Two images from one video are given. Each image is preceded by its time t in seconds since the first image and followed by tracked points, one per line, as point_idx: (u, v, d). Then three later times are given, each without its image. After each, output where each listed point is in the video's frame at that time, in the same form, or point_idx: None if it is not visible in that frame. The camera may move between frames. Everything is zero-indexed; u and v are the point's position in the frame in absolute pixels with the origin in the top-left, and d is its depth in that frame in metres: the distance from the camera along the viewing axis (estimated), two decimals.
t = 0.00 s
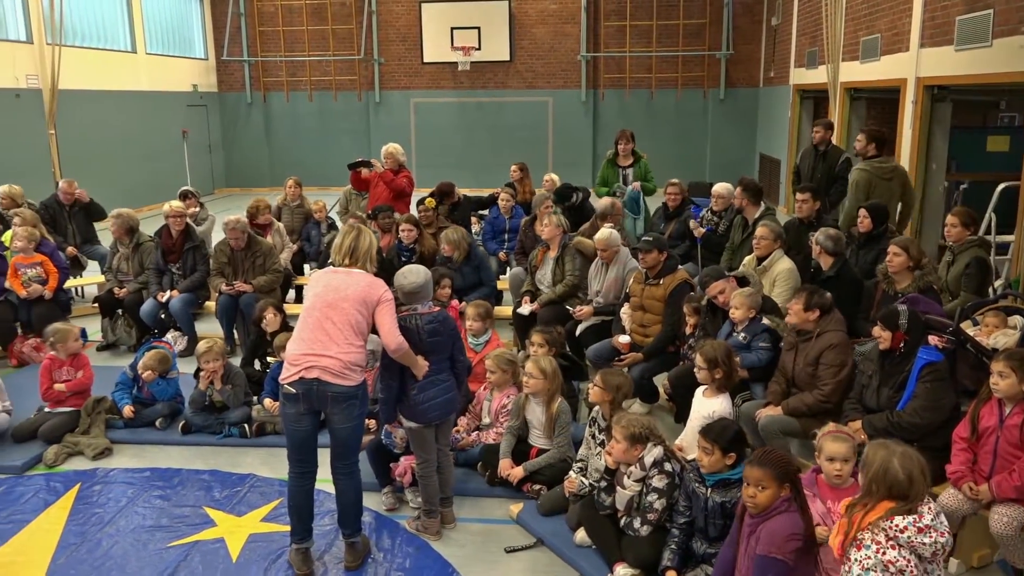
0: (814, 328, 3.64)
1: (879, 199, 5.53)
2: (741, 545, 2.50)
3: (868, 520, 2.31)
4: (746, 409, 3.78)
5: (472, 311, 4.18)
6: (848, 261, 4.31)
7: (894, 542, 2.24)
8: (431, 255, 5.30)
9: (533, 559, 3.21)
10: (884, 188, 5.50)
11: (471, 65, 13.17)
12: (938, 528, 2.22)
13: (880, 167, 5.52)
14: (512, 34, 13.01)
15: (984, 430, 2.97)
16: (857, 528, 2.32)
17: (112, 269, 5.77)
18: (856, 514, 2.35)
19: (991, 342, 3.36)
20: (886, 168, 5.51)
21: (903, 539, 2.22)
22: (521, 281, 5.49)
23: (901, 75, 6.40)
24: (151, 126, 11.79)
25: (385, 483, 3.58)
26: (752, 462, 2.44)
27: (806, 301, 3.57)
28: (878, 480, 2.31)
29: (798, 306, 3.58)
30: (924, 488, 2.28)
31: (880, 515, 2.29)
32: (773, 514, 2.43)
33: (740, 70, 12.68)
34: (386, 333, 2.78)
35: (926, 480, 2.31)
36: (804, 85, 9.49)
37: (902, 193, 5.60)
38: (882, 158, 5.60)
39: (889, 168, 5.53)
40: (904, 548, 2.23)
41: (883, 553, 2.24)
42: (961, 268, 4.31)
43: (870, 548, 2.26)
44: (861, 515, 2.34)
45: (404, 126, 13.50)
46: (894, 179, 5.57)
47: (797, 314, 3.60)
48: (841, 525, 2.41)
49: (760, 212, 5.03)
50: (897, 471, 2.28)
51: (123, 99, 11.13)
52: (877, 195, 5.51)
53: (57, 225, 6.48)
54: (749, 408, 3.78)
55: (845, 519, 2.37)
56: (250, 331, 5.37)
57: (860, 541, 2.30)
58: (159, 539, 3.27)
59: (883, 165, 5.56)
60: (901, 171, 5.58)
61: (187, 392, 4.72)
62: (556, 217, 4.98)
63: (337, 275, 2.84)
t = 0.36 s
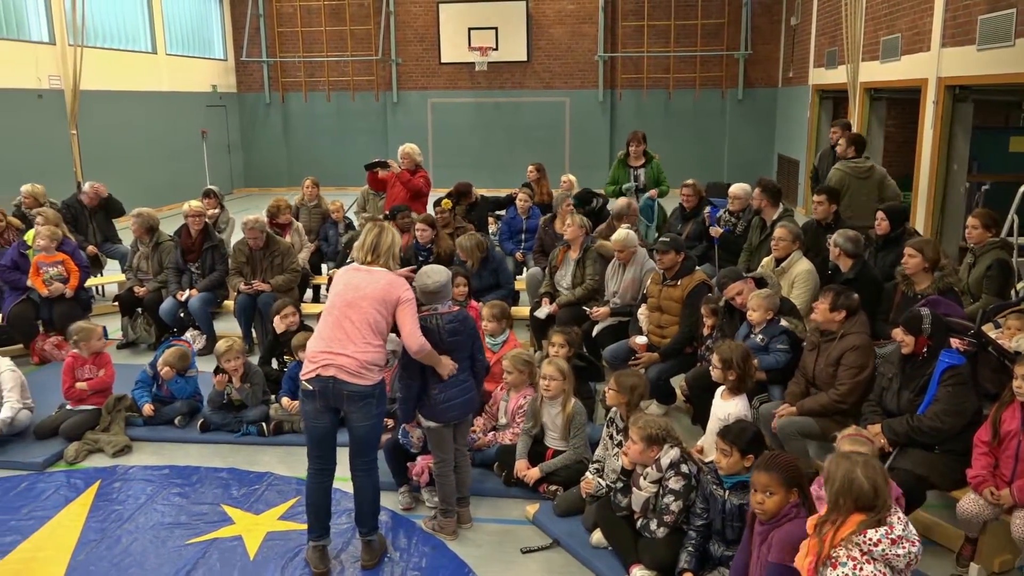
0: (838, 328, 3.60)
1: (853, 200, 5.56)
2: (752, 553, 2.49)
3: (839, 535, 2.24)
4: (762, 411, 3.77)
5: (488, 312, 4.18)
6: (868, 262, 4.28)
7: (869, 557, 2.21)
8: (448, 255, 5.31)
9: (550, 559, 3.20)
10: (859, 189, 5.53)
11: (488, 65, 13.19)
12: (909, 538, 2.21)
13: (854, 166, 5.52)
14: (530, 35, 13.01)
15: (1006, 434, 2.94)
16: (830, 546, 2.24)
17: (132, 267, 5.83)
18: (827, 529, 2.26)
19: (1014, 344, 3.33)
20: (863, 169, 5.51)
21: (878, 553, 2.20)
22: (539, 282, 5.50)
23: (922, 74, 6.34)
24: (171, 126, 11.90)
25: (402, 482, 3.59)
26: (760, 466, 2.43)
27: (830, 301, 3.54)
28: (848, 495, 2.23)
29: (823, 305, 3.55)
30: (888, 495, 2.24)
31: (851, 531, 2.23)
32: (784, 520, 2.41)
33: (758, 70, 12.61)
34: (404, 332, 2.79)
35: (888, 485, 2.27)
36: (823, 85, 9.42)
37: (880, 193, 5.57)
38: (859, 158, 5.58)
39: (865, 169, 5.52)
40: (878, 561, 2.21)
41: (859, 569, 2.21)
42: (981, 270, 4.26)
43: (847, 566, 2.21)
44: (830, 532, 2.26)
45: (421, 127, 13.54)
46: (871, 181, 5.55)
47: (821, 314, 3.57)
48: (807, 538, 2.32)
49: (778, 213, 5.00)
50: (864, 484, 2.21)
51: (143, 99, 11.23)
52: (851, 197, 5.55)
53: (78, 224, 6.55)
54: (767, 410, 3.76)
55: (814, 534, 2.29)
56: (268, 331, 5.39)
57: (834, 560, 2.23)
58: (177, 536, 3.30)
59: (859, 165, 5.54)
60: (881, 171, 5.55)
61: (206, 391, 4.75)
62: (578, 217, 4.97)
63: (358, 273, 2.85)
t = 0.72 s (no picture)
0: (856, 332, 3.57)
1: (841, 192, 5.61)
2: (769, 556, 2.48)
3: (790, 532, 2.30)
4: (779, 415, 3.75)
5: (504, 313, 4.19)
6: (886, 265, 4.25)
7: (819, 553, 2.24)
8: (463, 256, 5.32)
9: (566, 560, 3.20)
10: (843, 180, 5.60)
11: (504, 66, 13.20)
12: (859, 535, 2.22)
13: (834, 160, 5.60)
14: (547, 35, 13.00)
15: None
16: (784, 544, 2.31)
17: (151, 266, 5.88)
18: (781, 528, 2.33)
19: None
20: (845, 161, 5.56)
21: (826, 549, 2.23)
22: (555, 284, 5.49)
23: (942, 75, 6.29)
24: (189, 127, 12.00)
25: (417, 482, 3.60)
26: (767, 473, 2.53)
27: (850, 304, 3.51)
28: (792, 490, 2.28)
29: (843, 307, 3.52)
30: (836, 489, 2.26)
31: (800, 528, 2.28)
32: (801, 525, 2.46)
33: (775, 70, 12.55)
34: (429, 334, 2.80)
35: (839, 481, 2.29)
36: (841, 86, 9.37)
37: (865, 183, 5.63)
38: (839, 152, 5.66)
39: (844, 162, 5.59)
40: (830, 558, 2.24)
41: (810, 566, 2.25)
42: (1001, 273, 4.22)
43: (797, 563, 2.26)
44: (784, 530, 2.32)
45: (437, 127, 13.57)
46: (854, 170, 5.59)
47: (838, 318, 3.55)
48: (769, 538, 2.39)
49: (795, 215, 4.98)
50: (805, 476, 2.26)
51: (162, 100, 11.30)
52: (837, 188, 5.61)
53: (97, 224, 6.61)
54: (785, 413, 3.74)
55: (771, 533, 2.36)
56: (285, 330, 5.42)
57: (785, 558, 2.30)
58: (194, 534, 3.31)
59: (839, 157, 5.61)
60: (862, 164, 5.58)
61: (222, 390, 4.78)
62: (599, 219, 4.96)
63: (381, 275, 2.86)
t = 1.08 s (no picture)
0: (875, 335, 3.54)
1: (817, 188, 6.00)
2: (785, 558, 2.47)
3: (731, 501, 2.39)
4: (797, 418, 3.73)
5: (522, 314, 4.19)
6: (905, 268, 4.22)
7: (748, 521, 2.30)
8: (479, 257, 5.33)
9: (582, 561, 3.19)
10: (820, 176, 5.95)
11: (521, 67, 13.21)
12: (791, 510, 2.25)
13: (813, 158, 5.94)
14: (564, 36, 13.00)
15: None
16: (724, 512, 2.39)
17: (168, 266, 5.93)
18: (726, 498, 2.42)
19: None
20: (821, 159, 5.90)
21: (755, 517, 2.28)
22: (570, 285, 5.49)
23: (961, 76, 6.24)
24: (207, 128, 12.09)
25: (434, 482, 3.60)
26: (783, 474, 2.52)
27: (869, 307, 3.48)
28: (738, 460, 2.40)
29: (861, 310, 3.49)
30: (779, 468, 2.33)
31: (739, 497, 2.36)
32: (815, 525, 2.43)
33: (792, 70, 12.48)
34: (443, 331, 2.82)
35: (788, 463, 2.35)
36: (859, 86, 9.31)
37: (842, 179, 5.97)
38: (816, 149, 5.99)
39: (823, 160, 5.91)
40: (758, 527, 2.29)
41: (737, 530, 2.31)
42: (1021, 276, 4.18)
43: (727, 526, 2.34)
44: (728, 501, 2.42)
45: (453, 128, 13.60)
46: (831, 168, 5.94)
47: (856, 321, 3.53)
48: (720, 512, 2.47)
49: (812, 217, 4.95)
50: (750, 448, 2.37)
51: (181, 102, 11.39)
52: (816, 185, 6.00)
53: (117, 224, 6.66)
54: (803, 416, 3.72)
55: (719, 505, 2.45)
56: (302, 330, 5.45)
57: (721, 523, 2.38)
58: (211, 532, 3.34)
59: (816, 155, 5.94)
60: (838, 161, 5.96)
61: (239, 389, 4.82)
62: (614, 221, 4.95)
63: (393, 277, 2.89)
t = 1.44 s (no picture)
0: (897, 337, 3.51)
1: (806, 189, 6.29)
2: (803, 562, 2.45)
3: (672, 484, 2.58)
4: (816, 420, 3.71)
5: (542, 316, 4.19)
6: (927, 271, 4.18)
7: (682, 507, 2.49)
8: (497, 259, 5.33)
9: (599, 563, 3.19)
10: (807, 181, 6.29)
11: (538, 69, 13.22)
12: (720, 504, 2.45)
13: (803, 161, 6.29)
14: (583, 39, 12.98)
15: None
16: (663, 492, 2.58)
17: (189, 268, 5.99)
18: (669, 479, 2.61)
19: None
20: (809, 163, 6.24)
21: (687, 504, 2.47)
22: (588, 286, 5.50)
23: (984, 77, 6.18)
24: (227, 130, 12.18)
25: (451, 484, 3.61)
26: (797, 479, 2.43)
27: (890, 310, 3.45)
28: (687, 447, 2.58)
29: (882, 313, 3.47)
30: (721, 460, 2.53)
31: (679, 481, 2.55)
32: (835, 529, 2.38)
33: (812, 72, 12.41)
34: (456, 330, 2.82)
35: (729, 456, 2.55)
36: (880, 88, 9.24)
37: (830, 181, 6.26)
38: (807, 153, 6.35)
39: (812, 162, 6.27)
40: (689, 513, 2.48)
41: (671, 514, 2.51)
42: None
43: (664, 507, 2.52)
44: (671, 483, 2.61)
45: (471, 131, 13.64)
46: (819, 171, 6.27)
47: (876, 323, 3.50)
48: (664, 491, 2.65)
49: (832, 219, 4.91)
50: (698, 440, 2.55)
51: (201, 105, 11.49)
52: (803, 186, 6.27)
53: (139, 226, 6.73)
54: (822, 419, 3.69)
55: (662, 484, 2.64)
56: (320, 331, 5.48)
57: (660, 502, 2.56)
58: (227, 532, 3.36)
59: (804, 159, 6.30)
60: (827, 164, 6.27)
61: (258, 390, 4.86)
62: (632, 223, 4.94)
63: (407, 278, 2.91)
